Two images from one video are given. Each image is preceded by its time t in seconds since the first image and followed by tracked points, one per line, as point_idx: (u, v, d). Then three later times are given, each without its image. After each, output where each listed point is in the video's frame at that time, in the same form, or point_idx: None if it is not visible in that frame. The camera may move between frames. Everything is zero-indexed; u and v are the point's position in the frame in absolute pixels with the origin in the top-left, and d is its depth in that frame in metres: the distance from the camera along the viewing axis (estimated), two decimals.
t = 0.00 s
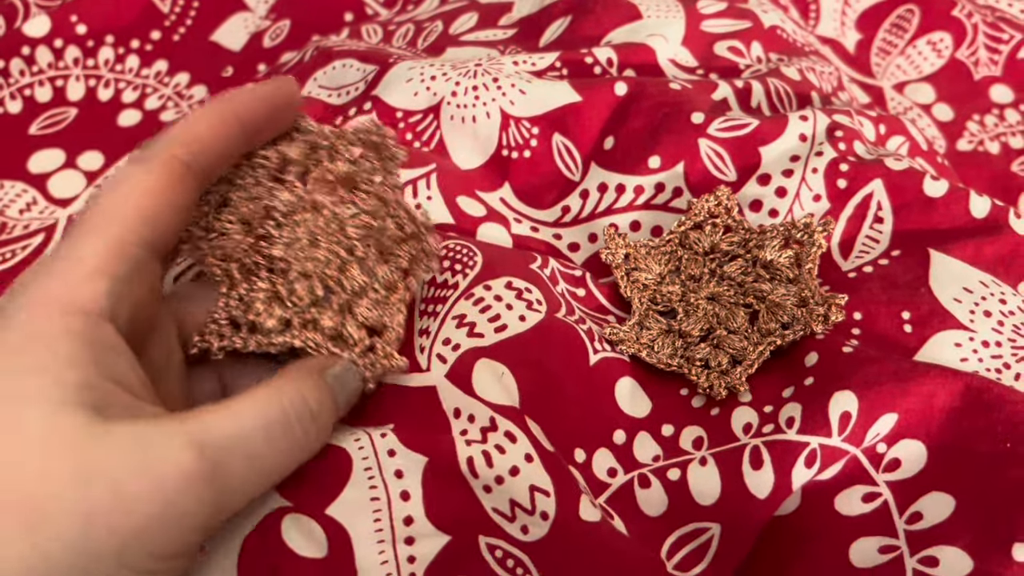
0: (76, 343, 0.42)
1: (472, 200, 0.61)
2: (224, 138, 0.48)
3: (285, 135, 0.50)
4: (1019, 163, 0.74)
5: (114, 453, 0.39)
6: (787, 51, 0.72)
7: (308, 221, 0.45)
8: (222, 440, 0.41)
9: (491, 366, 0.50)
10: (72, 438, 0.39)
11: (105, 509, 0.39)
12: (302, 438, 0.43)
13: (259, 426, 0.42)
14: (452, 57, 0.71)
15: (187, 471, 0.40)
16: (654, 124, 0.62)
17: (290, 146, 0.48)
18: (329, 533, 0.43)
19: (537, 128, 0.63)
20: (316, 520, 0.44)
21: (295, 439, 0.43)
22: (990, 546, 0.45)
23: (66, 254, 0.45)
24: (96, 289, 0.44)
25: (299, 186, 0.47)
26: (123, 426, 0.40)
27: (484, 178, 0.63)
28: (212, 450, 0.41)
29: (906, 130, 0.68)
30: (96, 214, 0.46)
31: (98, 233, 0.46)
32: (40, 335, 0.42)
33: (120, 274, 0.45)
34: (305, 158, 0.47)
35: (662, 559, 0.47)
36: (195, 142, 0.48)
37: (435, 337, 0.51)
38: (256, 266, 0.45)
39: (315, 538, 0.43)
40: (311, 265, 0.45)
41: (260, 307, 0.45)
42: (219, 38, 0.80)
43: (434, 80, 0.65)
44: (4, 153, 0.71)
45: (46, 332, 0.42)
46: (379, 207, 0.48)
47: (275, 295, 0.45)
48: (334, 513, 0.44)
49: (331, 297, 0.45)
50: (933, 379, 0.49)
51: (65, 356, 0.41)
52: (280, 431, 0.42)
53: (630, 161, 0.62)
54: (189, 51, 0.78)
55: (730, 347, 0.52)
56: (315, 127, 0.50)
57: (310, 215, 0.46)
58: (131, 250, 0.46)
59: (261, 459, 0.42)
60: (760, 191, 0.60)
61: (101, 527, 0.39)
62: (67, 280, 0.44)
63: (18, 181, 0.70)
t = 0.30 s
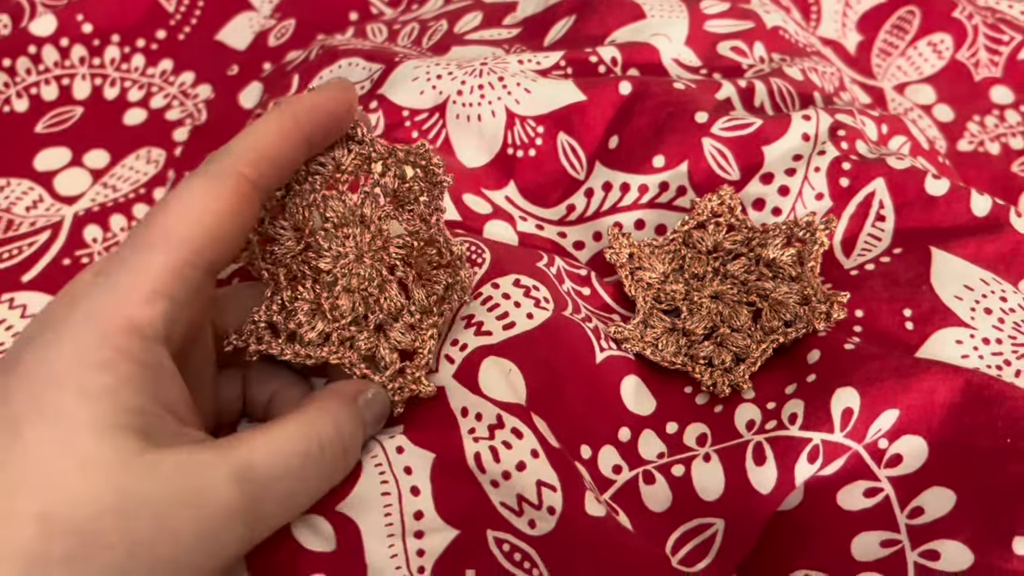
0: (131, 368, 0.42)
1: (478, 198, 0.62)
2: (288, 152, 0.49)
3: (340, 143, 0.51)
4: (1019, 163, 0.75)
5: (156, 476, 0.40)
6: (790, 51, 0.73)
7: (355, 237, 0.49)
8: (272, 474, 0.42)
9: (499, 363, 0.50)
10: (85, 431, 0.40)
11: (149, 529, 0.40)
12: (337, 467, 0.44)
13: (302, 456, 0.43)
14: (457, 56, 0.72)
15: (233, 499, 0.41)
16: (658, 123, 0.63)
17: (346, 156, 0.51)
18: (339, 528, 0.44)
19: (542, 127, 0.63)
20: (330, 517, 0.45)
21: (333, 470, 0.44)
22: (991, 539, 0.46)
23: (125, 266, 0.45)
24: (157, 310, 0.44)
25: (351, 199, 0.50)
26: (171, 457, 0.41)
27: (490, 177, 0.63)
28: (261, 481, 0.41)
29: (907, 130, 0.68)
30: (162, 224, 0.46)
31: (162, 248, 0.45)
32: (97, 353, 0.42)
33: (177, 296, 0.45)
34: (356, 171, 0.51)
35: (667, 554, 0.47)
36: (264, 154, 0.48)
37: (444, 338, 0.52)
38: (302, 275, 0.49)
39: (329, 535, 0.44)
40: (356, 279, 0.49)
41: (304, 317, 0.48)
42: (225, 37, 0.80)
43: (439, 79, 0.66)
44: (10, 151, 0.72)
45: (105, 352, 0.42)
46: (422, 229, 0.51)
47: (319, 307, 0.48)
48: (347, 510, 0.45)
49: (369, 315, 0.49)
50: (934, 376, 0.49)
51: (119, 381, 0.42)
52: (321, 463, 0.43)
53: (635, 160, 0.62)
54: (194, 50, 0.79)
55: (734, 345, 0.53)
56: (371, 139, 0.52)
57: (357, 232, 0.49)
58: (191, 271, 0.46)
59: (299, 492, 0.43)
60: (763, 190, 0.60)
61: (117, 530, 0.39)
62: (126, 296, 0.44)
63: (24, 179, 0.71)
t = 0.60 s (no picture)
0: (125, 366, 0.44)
1: (486, 207, 0.63)
2: (303, 171, 0.49)
3: (360, 161, 0.51)
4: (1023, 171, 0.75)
5: (155, 476, 0.41)
6: (794, 62, 0.74)
7: (383, 247, 0.50)
8: (262, 476, 0.42)
9: (508, 370, 0.51)
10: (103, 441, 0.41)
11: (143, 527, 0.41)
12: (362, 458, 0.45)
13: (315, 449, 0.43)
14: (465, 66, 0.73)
15: (221, 497, 0.42)
16: (665, 134, 0.64)
17: (363, 172, 0.51)
18: (351, 531, 0.45)
19: (550, 137, 0.64)
20: (342, 520, 0.45)
21: (351, 466, 0.44)
22: (992, 547, 0.46)
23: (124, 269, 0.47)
24: (146, 313, 0.46)
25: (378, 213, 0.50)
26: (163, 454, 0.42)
27: (497, 186, 0.64)
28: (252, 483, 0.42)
29: (911, 141, 0.69)
30: (162, 231, 0.48)
31: (161, 252, 0.48)
32: (90, 351, 0.44)
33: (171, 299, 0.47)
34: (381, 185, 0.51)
35: (673, 558, 0.48)
36: (265, 174, 0.49)
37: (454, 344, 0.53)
38: (334, 289, 0.49)
39: (339, 536, 0.45)
40: (388, 288, 0.49)
41: (344, 329, 0.49)
42: (235, 45, 0.81)
43: (448, 89, 0.67)
44: (23, 158, 0.73)
45: (97, 352, 0.44)
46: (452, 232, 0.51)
47: (357, 318, 0.49)
48: (359, 514, 0.45)
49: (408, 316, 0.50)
50: (937, 385, 0.50)
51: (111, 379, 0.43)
52: (332, 459, 0.44)
53: (641, 170, 0.63)
54: (205, 58, 0.80)
55: (740, 353, 0.53)
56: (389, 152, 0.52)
57: (387, 242, 0.50)
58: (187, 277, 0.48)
59: (306, 488, 0.43)
60: (769, 201, 0.61)
61: (138, 536, 0.40)
62: (120, 298, 0.46)
63: (36, 186, 0.71)
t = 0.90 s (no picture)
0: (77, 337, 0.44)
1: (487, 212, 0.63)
2: (281, 198, 0.50)
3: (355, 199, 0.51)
4: (1021, 175, 0.76)
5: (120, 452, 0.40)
6: (792, 66, 0.74)
7: (381, 279, 0.49)
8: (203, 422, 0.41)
9: (505, 373, 0.52)
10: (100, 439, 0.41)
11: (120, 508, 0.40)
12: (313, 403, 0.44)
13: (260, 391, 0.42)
14: (465, 71, 0.74)
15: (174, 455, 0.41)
16: (663, 138, 0.64)
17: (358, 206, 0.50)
18: (349, 532, 0.45)
19: (548, 141, 0.65)
20: (339, 521, 0.45)
21: (300, 407, 0.43)
22: (985, 549, 0.46)
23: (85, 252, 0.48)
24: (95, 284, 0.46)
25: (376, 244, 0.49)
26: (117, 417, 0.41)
27: (497, 189, 0.65)
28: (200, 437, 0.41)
29: (908, 145, 0.70)
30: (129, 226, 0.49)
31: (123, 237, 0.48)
32: (42, 321, 0.44)
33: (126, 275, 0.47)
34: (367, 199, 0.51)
35: (669, 559, 0.48)
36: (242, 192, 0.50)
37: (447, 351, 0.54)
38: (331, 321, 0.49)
39: (338, 536, 0.44)
40: (386, 321, 0.49)
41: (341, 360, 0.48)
42: (237, 48, 0.82)
43: (448, 93, 0.67)
44: (27, 161, 0.74)
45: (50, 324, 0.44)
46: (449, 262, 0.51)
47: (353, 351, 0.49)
48: (357, 514, 0.45)
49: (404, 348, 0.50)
50: (931, 388, 0.50)
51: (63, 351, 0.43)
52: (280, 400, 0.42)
53: (639, 174, 0.64)
54: (207, 62, 0.81)
55: (736, 356, 0.54)
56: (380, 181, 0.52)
57: (383, 271, 0.49)
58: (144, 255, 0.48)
59: (243, 427, 0.42)
60: (765, 205, 0.62)
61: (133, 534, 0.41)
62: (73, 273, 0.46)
63: (41, 189, 0.72)
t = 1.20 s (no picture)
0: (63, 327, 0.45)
1: (485, 210, 0.63)
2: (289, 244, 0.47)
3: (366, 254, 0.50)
4: None
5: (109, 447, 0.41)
6: (793, 66, 0.74)
7: (367, 295, 0.50)
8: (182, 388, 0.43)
9: (504, 371, 0.52)
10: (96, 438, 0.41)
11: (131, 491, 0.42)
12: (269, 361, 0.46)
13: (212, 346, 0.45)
14: (466, 70, 0.74)
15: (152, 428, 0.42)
16: (663, 138, 0.64)
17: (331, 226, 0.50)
18: (346, 533, 0.44)
19: (548, 140, 0.65)
20: (335, 522, 0.44)
21: (261, 371, 0.45)
22: (985, 550, 0.46)
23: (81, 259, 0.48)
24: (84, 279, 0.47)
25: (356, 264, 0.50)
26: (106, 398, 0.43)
27: (497, 189, 0.64)
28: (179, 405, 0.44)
29: (908, 145, 0.69)
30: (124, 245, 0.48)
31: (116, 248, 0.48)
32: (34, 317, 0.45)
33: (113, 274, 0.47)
34: (323, 201, 0.52)
35: (667, 559, 0.48)
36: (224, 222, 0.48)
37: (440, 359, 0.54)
38: (327, 345, 0.50)
39: (334, 535, 0.44)
40: (379, 335, 0.50)
41: (341, 380, 0.49)
42: (238, 48, 0.82)
43: (448, 92, 0.67)
44: (29, 160, 0.74)
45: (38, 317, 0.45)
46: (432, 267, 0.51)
47: (351, 368, 0.49)
48: (352, 515, 0.45)
49: (403, 356, 0.50)
50: (930, 388, 0.50)
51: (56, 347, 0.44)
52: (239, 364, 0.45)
53: (638, 174, 0.64)
54: (208, 61, 0.81)
55: (736, 355, 0.54)
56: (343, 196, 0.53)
57: (370, 287, 0.50)
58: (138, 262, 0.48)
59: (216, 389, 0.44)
60: (765, 204, 0.61)
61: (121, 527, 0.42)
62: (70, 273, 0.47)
63: (42, 189, 0.72)
